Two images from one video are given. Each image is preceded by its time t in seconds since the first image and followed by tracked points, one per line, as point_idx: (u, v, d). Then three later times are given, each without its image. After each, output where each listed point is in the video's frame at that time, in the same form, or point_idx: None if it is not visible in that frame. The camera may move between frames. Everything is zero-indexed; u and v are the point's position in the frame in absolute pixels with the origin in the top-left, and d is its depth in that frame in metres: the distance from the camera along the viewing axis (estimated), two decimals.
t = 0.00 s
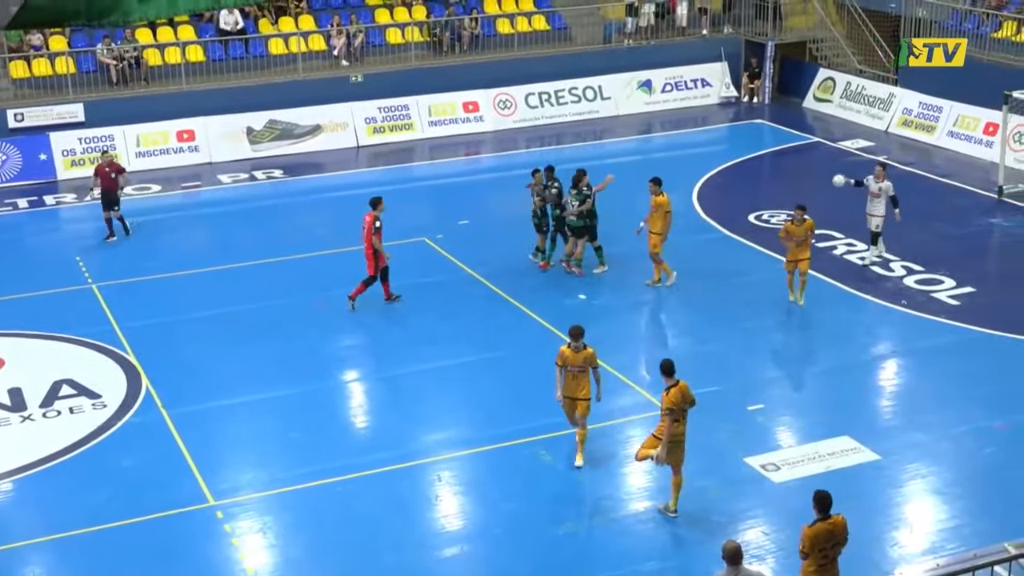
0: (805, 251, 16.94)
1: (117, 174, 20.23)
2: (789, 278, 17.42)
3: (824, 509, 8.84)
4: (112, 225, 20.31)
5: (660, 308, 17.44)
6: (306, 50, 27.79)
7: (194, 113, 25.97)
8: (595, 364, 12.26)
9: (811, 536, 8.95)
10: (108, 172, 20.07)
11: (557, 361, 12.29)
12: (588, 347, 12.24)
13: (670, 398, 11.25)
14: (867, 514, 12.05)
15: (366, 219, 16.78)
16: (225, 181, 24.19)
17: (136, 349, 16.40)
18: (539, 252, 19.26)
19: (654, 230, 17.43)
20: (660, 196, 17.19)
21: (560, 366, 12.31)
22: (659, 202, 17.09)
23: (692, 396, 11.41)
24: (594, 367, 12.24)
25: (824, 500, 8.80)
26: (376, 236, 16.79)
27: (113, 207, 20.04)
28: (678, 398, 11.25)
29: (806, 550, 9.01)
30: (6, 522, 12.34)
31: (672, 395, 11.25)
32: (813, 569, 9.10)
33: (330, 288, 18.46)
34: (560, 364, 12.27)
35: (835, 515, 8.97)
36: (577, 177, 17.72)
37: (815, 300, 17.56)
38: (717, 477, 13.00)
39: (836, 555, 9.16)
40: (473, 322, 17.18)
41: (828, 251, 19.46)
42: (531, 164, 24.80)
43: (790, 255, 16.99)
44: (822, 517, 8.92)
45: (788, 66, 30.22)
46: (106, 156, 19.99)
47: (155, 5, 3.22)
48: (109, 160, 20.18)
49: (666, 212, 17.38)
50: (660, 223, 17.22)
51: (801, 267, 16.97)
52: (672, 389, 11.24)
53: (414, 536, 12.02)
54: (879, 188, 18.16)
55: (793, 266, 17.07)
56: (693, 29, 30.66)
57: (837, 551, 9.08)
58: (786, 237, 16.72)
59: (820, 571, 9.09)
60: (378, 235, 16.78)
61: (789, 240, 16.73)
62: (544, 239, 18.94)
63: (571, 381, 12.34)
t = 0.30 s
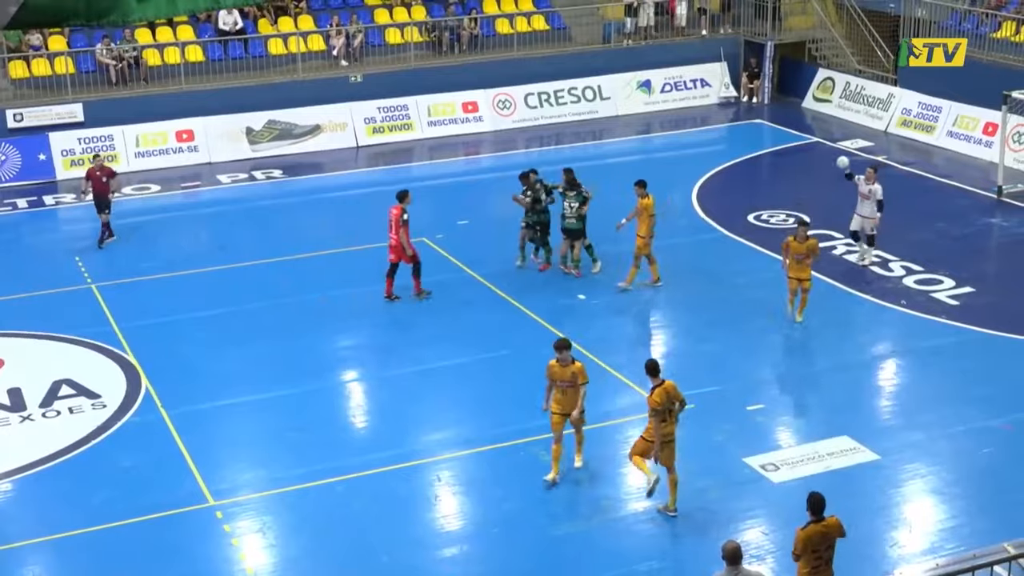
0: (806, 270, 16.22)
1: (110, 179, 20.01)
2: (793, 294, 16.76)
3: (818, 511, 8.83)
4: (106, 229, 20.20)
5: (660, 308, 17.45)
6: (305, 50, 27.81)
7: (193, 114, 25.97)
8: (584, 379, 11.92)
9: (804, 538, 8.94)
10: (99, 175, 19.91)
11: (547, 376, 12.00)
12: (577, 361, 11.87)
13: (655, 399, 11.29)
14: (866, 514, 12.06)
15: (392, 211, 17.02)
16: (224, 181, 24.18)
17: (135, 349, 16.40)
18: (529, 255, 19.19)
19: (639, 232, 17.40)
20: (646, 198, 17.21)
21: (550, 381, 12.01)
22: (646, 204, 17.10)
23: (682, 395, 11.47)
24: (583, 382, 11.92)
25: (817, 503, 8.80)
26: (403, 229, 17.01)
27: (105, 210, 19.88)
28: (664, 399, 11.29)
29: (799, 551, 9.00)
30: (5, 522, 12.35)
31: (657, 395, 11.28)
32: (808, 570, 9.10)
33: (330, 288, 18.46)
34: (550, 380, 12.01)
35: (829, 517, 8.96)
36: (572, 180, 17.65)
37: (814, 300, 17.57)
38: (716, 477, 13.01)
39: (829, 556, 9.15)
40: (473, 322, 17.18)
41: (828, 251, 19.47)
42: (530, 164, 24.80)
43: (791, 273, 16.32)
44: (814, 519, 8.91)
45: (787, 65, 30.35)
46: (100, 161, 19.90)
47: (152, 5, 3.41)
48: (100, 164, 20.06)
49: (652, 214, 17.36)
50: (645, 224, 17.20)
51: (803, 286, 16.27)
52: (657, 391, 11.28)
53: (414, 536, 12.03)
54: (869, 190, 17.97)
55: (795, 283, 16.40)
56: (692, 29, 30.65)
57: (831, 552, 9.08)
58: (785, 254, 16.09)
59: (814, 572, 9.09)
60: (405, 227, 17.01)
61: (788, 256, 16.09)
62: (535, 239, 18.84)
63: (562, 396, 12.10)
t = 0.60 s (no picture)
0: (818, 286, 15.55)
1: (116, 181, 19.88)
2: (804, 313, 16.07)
3: (825, 512, 8.80)
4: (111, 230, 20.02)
5: (670, 307, 17.44)
6: (315, 48, 27.85)
7: (204, 112, 26.01)
8: (578, 390, 11.64)
9: (813, 538, 8.92)
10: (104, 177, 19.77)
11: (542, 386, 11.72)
12: (571, 372, 11.59)
13: (645, 398, 11.19)
14: (877, 514, 12.03)
15: (432, 210, 17.13)
16: (234, 179, 24.22)
17: (145, 347, 16.44)
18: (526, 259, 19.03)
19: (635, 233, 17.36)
20: (642, 200, 17.16)
21: (544, 393, 11.74)
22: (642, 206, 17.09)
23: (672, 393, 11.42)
24: (578, 393, 11.65)
25: (825, 503, 8.76)
26: (444, 227, 17.19)
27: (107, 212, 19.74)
28: (655, 397, 11.22)
29: (808, 552, 8.97)
30: (16, 519, 12.41)
31: (647, 394, 11.18)
32: (818, 570, 9.07)
33: (340, 286, 18.48)
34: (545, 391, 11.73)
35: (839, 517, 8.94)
36: (577, 183, 17.66)
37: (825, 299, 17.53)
38: (726, 477, 13.00)
39: (838, 556, 9.14)
40: (483, 320, 17.19)
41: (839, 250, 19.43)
42: (540, 162, 24.78)
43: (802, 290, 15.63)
44: (822, 519, 8.88)
45: (798, 65, 30.20)
46: (107, 163, 19.95)
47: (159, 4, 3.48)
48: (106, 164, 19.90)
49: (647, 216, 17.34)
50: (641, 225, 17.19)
51: (815, 304, 15.58)
52: (648, 390, 11.16)
53: (423, 534, 12.04)
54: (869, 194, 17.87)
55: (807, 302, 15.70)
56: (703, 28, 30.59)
57: (840, 553, 9.06)
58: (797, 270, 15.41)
59: (823, 573, 9.06)
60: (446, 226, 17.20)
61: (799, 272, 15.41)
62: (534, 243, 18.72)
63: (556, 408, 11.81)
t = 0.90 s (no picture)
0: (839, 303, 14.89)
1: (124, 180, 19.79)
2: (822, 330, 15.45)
3: (843, 511, 8.79)
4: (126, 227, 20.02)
5: (685, 306, 17.41)
6: (332, 47, 27.90)
7: (221, 109, 26.08)
8: (580, 407, 11.33)
9: (831, 537, 8.90)
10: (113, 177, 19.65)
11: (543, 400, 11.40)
12: (573, 389, 11.28)
13: (648, 393, 11.24)
14: (893, 515, 12.00)
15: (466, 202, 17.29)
16: (251, 177, 24.28)
17: (161, 343, 16.49)
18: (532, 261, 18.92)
19: (638, 233, 17.36)
20: (644, 200, 17.17)
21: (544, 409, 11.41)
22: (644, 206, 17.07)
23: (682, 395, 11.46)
24: (579, 408, 11.36)
25: (843, 502, 8.75)
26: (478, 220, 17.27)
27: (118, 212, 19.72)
28: (658, 392, 11.28)
29: (825, 551, 8.97)
30: (33, 515, 12.47)
31: (650, 389, 11.24)
32: (835, 569, 9.07)
33: (355, 284, 18.51)
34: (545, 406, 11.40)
35: (855, 515, 8.92)
36: (588, 184, 17.69)
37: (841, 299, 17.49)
38: (741, 477, 12.98)
39: (855, 555, 9.11)
40: (498, 318, 17.19)
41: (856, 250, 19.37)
42: (556, 161, 24.77)
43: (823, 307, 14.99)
44: (840, 518, 8.87)
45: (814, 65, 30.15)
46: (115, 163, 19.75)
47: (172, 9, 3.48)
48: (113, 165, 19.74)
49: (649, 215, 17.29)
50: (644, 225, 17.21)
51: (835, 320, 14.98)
52: (652, 385, 11.23)
53: (438, 532, 12.05)
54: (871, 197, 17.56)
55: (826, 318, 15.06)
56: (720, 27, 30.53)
57: (857, 552, 9.04)
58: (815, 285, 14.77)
59: (840, 571, 9.06)
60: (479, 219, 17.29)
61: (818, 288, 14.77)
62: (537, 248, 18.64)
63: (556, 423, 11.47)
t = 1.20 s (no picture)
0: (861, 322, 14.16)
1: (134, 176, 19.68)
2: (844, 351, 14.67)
3: (871, 508, 8.77)
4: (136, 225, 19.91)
5: (705, 304, 17.37)
6: (353, 43, 27.80)
7: (243, 106, 26.17)
8: (584, 418, 11.02)
9: (859, 534, 8.87)
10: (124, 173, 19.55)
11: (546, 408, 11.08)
12: (577, 397, 10.98)
13: (659, 388, 11.29)
14: (913, 515, 11.95)
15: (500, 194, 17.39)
16: (272, 173, 24.32)
17: (182, 338, 16.54)
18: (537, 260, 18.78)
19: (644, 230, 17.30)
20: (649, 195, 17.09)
21: (547, 417, 11.11)
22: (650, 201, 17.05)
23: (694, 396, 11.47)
24: (584, 419, 11.05)
25: (872, 498, 8.73)
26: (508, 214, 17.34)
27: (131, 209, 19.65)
28: (670, 390, 11.32)
29: (852, 548, 8.94)
30: (55, 508, 12.55)
31: (663, 385, 11.30)
32: (862, 566, 9.03)
33: (375, 280, 18.53)
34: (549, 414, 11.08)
35: (884, 512, 8.90)
36: (604, 184, 17.50)
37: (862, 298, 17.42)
38: (761, 476, 12.96)
39: (882, 552, 9.10)
40: (518, 315, 17.19)
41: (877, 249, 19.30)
42: (576, 158, 24.73)
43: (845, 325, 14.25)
44: (868, 515, 8.85)
45: (837, 63, 30.18)
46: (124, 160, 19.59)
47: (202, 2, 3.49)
48: (123, 162, 19.59)
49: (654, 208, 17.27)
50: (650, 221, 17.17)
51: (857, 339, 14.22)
52: (665, 381, 11.31)
53: (457, 528, 12.07)
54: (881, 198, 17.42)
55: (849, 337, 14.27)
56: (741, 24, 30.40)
57: (884, 549, 9.01)
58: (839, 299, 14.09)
59: (867, 568, 9.01)
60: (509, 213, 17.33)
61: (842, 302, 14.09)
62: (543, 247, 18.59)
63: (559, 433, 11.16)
